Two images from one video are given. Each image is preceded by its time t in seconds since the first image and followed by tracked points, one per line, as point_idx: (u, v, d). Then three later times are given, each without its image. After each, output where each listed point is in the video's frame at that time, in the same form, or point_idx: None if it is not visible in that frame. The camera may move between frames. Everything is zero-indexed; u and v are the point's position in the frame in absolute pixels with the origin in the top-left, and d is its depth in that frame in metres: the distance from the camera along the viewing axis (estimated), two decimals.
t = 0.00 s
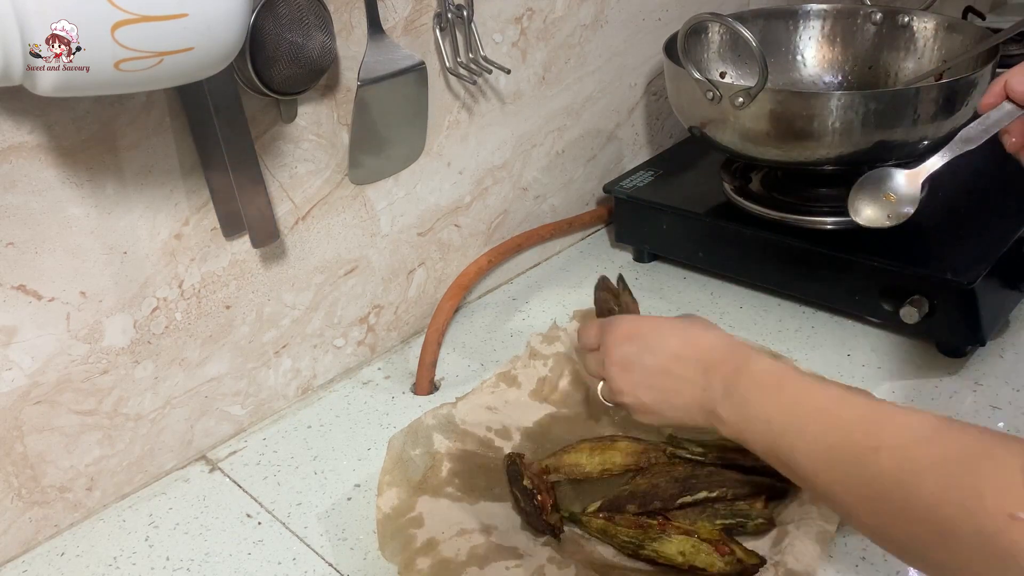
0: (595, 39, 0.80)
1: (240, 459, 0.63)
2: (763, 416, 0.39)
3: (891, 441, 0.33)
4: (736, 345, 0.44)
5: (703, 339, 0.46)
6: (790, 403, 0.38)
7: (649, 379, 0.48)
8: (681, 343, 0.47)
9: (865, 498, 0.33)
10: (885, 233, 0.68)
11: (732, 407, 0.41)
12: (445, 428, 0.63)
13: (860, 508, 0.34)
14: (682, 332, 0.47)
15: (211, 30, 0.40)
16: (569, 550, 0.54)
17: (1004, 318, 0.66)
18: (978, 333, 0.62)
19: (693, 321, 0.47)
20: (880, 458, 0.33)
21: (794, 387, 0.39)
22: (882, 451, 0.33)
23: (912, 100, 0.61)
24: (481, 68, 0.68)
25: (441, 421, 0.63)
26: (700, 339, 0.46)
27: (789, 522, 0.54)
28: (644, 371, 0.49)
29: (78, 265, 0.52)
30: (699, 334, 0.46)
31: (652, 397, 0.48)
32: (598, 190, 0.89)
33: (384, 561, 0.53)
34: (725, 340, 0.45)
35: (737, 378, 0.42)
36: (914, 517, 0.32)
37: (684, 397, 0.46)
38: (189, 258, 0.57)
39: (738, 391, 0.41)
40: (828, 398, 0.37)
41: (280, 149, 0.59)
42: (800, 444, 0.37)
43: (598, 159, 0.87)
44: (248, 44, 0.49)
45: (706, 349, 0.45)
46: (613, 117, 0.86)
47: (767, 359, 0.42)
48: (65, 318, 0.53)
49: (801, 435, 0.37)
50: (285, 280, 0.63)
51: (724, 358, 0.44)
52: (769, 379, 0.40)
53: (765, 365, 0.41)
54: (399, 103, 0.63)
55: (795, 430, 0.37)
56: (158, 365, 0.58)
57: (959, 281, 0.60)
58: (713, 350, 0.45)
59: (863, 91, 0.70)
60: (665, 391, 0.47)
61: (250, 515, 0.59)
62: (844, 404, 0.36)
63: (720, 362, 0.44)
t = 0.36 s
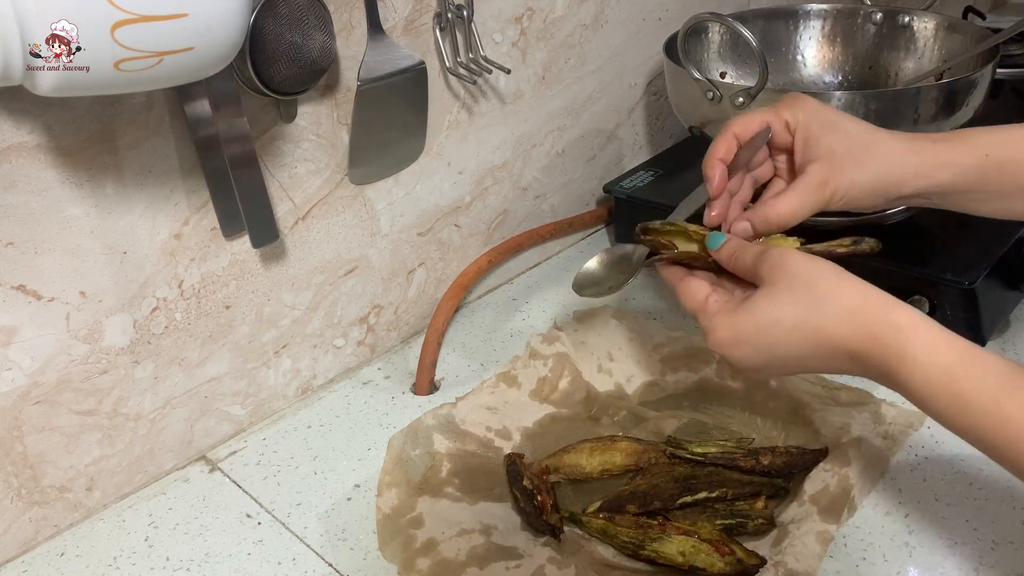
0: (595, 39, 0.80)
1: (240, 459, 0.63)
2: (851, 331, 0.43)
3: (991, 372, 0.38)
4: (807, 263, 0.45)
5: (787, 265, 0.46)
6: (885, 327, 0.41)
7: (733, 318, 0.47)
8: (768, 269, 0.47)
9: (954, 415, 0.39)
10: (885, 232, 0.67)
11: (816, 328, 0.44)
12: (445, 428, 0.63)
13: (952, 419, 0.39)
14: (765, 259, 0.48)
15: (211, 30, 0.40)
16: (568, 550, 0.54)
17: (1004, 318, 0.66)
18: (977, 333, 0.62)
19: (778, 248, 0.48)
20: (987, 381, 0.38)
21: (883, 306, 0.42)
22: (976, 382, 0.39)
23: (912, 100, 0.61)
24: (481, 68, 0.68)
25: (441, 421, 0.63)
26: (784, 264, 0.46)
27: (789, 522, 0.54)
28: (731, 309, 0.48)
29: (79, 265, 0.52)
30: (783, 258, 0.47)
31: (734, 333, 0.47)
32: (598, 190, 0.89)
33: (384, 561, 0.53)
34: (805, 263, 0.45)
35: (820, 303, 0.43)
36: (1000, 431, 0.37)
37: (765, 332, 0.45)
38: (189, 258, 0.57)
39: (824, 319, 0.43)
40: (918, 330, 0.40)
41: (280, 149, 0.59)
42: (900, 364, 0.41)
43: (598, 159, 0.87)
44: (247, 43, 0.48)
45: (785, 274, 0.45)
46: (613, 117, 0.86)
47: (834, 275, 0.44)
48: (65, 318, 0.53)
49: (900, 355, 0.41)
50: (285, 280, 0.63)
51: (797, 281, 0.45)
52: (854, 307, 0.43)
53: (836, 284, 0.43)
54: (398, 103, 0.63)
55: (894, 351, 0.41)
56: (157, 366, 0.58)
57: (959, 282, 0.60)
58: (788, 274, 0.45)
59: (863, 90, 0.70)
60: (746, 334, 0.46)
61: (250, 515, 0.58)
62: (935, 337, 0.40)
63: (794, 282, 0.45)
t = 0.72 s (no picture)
0: (595, 39, 0.80)
1: (240, 459, 0.63)
2: (861, 325, 0.43)
3: (1002, 373, 0.39)
4: (820, 260, 0.46)
5: (802, 259, 0.46)
6: (897, 320, 0.42)
7: (744, 308, 0.47)
8: (779, 260, 0.47)
9: (955, 414, 0.40)
10: (886, 232, 0.67)
11: (825, 320, 0.44)
12: (445, 428, 0.63)
13: (957, 418, 0.40)
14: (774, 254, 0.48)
15: (211, 31, 0.40)
16: (569, 550, 0.54)
17: (1004, 318, 0.66)
18: (978, 333, 0.62)
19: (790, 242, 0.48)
20: (996, 382, 0.39)
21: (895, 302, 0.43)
22: (986, 381, 0.39)
23: (912, 99, 0.61)
24: (481, 68, 0.68)
25: (441, 421, 0.63)
26: (799, 256, 0.46)
27: (789, 522, 0.54)
28: (738, 299, 0.48)
29: (78, 265, 0.52)
30: (796, 251, 0.47)
31: (740, 324, 0.47)
32: (598, 190, 0.89)
33: (383, 561, 0.53)
34: (819, 259, 0.46)
35: (833, 296, 0.44)
36: (996, 432, 0.39)
37: (774, 322, 0.45)
38: (189, 258, 0.57)
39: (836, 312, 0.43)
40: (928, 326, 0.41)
41: (280, 149, 0.59)
42: (913, 357, 0.41)
43: (598, 159, 0.87)
44: (247, 43, 0.48)
45: (800, 266, 0.45)
46: (613, 117, 0.86)
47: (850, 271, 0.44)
48: (65, 318, 0.53)
49: (910, 351, 0.41)
50: (285, 280, 0.63)
51: (809, 274, 0.45)
52: (867, 301, 0.43)
53: (852, 280, 0.44)
54: (398, 103, 0.63)
55: (904, 348, 0.41)
56: (157, 366, 0.58)
57: (960, 282, 0.60)
58: (803, 267, 0.45)
59: (862, 91, 0.70)
60: (752, 323, 0.46)
61: (250, 515, 0.58)
62: (946, 333, 0.41)
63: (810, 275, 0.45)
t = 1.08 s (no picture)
0: (595, 39, 0.80)
1: (240, 459, 0.63)
2: (819, 414, 0.41)
3: (960, 438, 0.36)
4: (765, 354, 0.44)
5: (750, 355, 0.45)
6: (854, 405, 0.40)
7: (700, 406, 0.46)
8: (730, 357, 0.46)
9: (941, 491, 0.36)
10: (886, 232, 0.67)
11: (785, 414, 0.42)
12: (445, 428, 0.63)
13: (930, 494, 0.37)
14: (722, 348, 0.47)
15: (211, 31, 0.40)
16: (568, 551, 0.54)
17: (1004, 318, 0.66)
18: (978, 333, 0.62)
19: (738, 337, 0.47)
20: (958, 447, 0.36)
21: (849, 387, 0.40)
22: (942, 446, 0.36)
23: (912, 99, 0.61)
24: (480, 68, 0.68)
25: (441, 421, 0.63)
26: (745, 353, 0.45)
27: (789, 522, 0.54)
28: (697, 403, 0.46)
29: (78, 265, 0.52)
30: (744, 345, 0.46)
31: (705, 429, 0.45)
32: (598, 190, 0.89)
33: (383, 561, 0.53)
34: (766, 350, 0.44)
35: (786, 388, 0.42)
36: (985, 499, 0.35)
37: (736, 421, 0.43)
38: (189, 258, 0.57)
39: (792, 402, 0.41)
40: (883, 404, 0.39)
41: (280, 149, 0.59)
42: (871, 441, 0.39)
43: (598, 159, 0.87)
44: (248, 43, 0.49)
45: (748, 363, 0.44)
46: (613, 117, 0.86)
47: (797, 361, 0.43)
48: (65, 318, 0.53)
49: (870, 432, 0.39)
50: (285, 280, 0.63)
51: (762, 370, 0.43)
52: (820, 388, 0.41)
53: (799, 369, 0.42)
54: (398, 103, 0.63)
55: (861, 428, 0.39)
56: (157, 366, 0.58)
57: (960, 282, 0.60)
58: (750, 361, 0.44)
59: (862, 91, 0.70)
60: (715, 424, 0.44)
61: (250, 515, 0.58)
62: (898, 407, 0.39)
63: (759, 371, 0.44)
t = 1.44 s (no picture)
0: (595, 39, 0.80)
1: (240, 459, 0.63)
2: (811, 405, 0.41)
3: (949, 434, 0.37)
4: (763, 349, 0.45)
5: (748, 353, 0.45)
6: (845, 398, 0.40)
7: (695, 396, 0.46)
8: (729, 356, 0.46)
9: (928, 483, 0.36)
10: (886, 232, 0.67)
11: (778, 404, 0.42)
12: (445, 428, 0.63)
13: (917, 488, 0.37)
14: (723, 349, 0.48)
15: (211, 30, 0.40)
16: (568, 551, 0.54)
17: (1004, 318, 0.66)
18: (978, 332, 0.62)
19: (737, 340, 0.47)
20: (946, 442, 0.36)
21: (842, 380, 0.41)
22: (930, 440, 0.37)
23: (912, 99, 0.61)
24: (481, 68, 0.68)
25: (442, 421, 0.63)
26: (744, 351, 0.46)
27: (789, 522, 0.54)
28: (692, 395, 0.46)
29: (79, 265, 0.52)
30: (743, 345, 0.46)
31: (698, 419, 0.45)
32: (598, 190, 0.89)
33: (383, 561, 0.53)
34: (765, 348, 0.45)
35: (781, 380, 0.42)
36: (971, 493, 0.35)
37: (730, 410, 0.44)
38: (189, 258, 0.57)
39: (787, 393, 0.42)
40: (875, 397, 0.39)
41: (280, 149, 0.59)
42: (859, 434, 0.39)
43: (598, 159, 0.87)
44: (248, 43, 0.49)
45: (746, 359, 0.45)
46: (613, 117, 0.86)
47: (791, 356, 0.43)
48: (65, 318, 0.53)
49: (860, 423, 0.39)
50: (285, 280, 0.63)
51: (759, 364, 0.44)
52: (814, 380, 0.42)
53: (795, 364, 0.43)
54: (398, 103, 0.63)
55: (849, 420, 0.39)
56: (158, 365, 0.58)
57: (959, 282, 0.60)
58: (748, 357, 0.45)
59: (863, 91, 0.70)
60: (708, 414, 0.44)
61: (251, 515, 0.58)
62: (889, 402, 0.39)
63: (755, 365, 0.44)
